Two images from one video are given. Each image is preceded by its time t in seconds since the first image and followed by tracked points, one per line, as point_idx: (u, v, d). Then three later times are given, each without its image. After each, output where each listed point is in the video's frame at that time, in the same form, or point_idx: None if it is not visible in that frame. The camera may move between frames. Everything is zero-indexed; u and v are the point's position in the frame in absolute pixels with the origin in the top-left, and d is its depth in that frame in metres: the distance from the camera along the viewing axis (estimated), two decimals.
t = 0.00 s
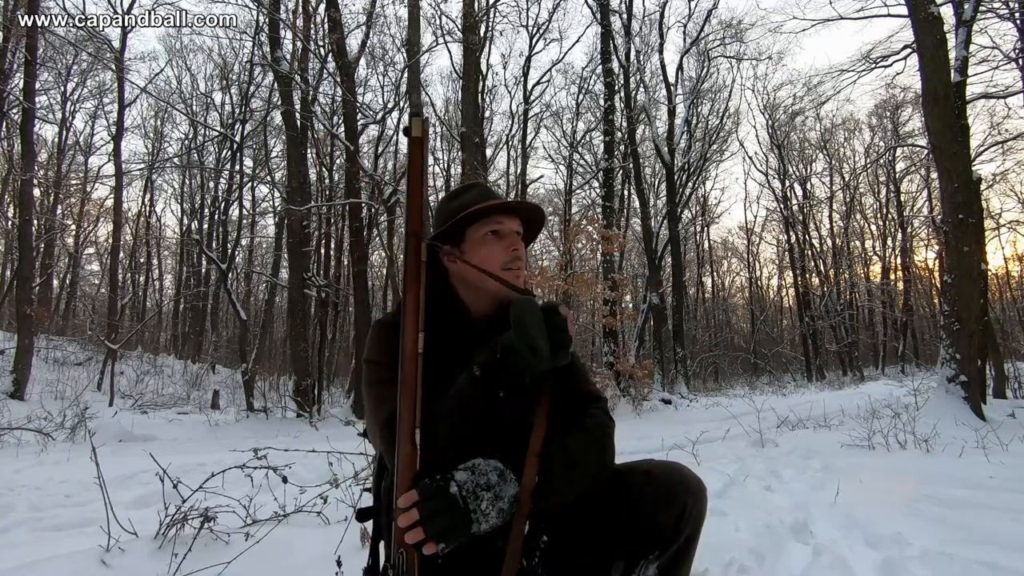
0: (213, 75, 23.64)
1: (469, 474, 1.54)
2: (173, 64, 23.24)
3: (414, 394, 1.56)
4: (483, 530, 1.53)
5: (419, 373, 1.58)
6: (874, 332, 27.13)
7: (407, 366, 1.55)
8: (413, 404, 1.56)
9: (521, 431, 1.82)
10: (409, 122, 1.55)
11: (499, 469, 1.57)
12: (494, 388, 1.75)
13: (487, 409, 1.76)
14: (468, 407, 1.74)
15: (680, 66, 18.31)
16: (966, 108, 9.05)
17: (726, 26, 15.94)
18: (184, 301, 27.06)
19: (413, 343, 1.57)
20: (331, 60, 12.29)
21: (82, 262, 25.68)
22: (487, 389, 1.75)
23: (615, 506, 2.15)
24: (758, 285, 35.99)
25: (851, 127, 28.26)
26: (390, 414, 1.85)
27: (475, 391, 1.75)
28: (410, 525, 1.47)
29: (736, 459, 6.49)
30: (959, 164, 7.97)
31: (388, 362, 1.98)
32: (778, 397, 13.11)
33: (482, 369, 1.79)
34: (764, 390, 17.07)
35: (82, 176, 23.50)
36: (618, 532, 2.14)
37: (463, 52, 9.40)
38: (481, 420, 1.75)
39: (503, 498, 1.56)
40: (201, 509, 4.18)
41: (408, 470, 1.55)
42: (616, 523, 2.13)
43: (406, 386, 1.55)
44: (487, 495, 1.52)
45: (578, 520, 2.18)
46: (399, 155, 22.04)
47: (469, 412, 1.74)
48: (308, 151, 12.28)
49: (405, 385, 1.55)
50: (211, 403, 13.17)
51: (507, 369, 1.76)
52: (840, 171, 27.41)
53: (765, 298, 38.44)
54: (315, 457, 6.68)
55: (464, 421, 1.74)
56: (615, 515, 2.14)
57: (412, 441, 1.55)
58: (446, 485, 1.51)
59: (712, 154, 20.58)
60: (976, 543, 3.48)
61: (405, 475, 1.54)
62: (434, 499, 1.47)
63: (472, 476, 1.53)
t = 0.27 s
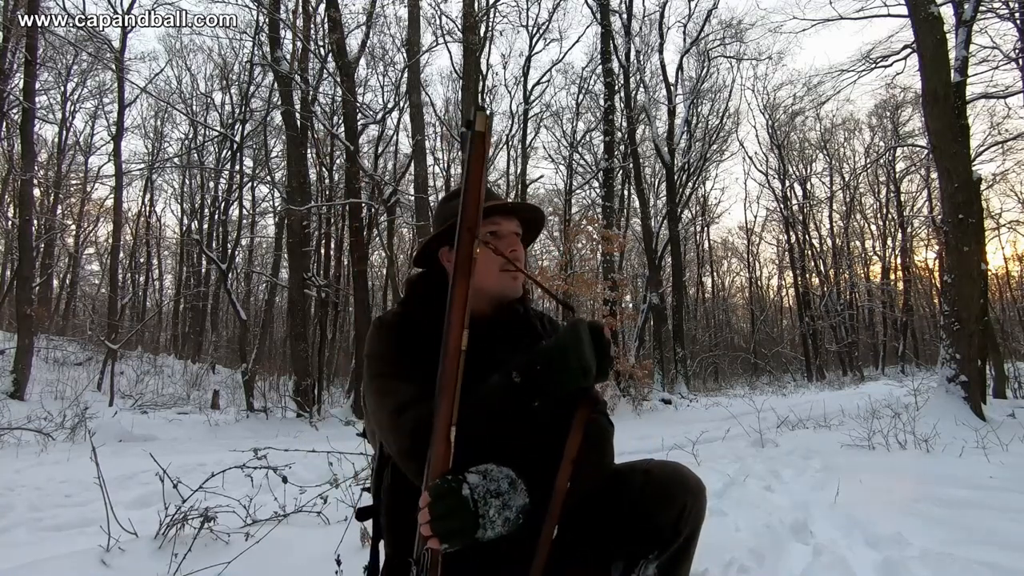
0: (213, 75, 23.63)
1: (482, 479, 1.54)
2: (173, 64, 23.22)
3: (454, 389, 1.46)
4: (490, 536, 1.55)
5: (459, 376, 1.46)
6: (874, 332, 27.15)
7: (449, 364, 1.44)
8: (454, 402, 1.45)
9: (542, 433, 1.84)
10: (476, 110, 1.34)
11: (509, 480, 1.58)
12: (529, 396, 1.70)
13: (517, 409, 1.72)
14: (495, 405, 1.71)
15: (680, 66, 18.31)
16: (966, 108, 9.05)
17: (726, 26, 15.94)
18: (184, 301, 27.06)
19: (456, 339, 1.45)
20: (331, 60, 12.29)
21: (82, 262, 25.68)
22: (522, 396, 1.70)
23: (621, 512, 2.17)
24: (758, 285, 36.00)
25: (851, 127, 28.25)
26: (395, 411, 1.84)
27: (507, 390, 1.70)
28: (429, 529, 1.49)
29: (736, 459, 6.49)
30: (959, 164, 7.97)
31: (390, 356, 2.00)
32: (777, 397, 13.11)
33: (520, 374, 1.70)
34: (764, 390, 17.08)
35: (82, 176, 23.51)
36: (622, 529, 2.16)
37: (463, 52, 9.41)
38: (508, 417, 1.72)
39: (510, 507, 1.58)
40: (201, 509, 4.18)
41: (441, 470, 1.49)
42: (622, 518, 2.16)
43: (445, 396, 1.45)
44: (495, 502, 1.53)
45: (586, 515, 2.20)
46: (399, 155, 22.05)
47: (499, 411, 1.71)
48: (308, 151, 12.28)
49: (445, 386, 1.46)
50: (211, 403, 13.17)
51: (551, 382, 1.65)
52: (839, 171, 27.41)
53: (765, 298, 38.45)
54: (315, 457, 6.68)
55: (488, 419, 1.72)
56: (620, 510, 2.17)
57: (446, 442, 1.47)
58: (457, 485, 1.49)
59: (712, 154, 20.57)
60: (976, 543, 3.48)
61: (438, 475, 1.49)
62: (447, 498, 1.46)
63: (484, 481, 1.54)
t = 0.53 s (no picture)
0: (213, 76, 23.61)
1: (505, 482, 1.56)
2: (173, 64, 23.20)
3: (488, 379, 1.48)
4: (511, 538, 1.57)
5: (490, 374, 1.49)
6: (874, 332, 27.14)
7: (483, 355, 1.46)
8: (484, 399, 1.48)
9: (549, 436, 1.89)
10: (524, 106, 1.37)
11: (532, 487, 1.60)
12: (540, 412, 1.72)
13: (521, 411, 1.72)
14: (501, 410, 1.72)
15: (680, 66, 18.29)
16: (966, 108, 9.06)
17: (726, 26, 15.93)
18: (184, 301, 27.06)
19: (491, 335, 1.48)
20: (331, 60, 12.29)
21: (82, 262, 25.68)
22: (532, 413, 1.72)
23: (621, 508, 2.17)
24: (758, 285, 36.00)
25: (851, 127, 28.24)
26: (393, 410, 1.86)
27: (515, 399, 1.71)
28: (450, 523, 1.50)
29: (736, 459, 6.49)
30: (959, 164, 7.97)
31: (389, 355, 2.00)
32: (778, 397, 13.11)
33: (533, 390, 1.71)
34: (764, 390, 17.08)
35: (82, 176, 23.51)
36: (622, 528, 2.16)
37: (463, 52, 9.41)
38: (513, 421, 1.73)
39: (528, 514, 1.58)
40: (201, 509, 4.18)
41: (466, 468, 1.52)
42: (624, 518, 2.14)
43: (475, 395, 1.48)
44: (514, 507, 1.54)
45: (596, 516, 2.19)
46: (400, 155, 22.04)
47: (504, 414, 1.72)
48: (308, 151, 12.28)
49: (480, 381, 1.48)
50: (211, 403, 13.17)
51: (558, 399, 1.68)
52: (839, 171, 27.40)
53: (765, 298, 38.45)
54: (315, 457, 6.68)
55: (498, 419, 1.74)
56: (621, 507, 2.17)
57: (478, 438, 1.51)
58: (485, 485, 1.51)
59: (712, 154, 20.57)
60: (976, 543, 3.48)
61: (462, 471, 1.52)
62: (475, 495, 1.48)
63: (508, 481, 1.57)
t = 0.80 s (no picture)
0: (213, 76, 23.59)
1: (544, 466, 1.67)
2: (173, 64, 23.19)
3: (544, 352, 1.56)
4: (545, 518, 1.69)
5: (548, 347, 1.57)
6: (874, 332, 27.11)
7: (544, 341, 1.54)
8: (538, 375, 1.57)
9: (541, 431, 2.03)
10: (613, 80, 1.37)
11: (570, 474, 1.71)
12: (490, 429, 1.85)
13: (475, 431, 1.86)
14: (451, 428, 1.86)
15: (680, 66, 18.27)
16: (966, 108, 9.06)
17: (726, 26, 15.93)
18: (184, 301, 27.05)
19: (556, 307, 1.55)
20: (331, 60, 12.29)
21: (83, 262, 25.69)
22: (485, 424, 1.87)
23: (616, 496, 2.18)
24: (758, 285, 35.99)
25: (851, 127, 28.24)
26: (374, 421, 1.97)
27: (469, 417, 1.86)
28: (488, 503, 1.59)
29: (736, 459, 6.49)
30: (959, 164, 7.97)
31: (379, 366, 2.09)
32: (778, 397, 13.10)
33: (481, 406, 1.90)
34: (764, 390, 17.08)
35: (82, 176, 23.52)
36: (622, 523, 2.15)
37: (463, 52, 9.41)
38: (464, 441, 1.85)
39: (560, 501, 1.69)
40: (201, 509, 4.18)
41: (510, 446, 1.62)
42: (623, 517, 2.16)
43: (533, 369, 1.57)
44: (549, 491, 1.64)
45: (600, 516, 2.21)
46: (400, 155, 22.03)
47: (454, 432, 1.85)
48: (308, 151, 12.28)
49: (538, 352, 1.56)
50: (211, 403, 13.16)
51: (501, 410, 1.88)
52: (840, 171, 27.40)
53: (765, 298, 38.44)
54: (315, 457, 6.67)
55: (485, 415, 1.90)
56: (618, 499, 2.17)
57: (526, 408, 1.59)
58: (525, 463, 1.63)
59: (712, 154, 20.58)
60: (975, 543, 3.48)
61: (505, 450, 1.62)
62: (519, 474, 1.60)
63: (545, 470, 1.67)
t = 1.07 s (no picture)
0: (213, 76, 23.59)
1: (604, 401, 1.71)
2: (173, 64, 23.18)
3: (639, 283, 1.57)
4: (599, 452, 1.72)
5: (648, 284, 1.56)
6: (874, 332, 27.11)
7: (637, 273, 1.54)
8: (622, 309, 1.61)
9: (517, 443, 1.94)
10: (785, 8, 1.30)
11: (625, 415, 1.72)
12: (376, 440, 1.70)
13: (373, 448, 1.75)
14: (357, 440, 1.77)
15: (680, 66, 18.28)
16: (966, 108, 9.07)
17: (726, 26, 15.93)
18: (184, 301, 27.05)
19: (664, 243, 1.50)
20: (331, 60, 12.29)
21: (83, 262, 25.69)
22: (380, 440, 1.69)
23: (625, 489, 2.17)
24: (758, 285, 36.00)
25: (851, 127, 28.24)
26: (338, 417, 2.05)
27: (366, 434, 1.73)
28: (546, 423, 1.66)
29: (736, 459, 6.49)
30: (959, 164, 7.97)
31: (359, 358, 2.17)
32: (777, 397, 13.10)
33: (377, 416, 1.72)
34: (764, 389, 17.09)
35: (82, 176, 23.52)
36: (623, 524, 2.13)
37: (463, 52, 9.41)
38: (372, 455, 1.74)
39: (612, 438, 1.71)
40: (201, 509, 4.18)
41: (576, 369, 1.72)
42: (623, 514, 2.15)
43: (618, 300, 1.60)
44: (603, 426, 1.67)
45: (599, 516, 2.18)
46: (400, 154, 22.03)
47: (360, 443, 1.76)
48: (308, 151, 12.28)
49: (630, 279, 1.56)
50: (211, 403, 13.16)
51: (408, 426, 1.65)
52: (839, 171, 27.40)
53: (765, 298, 38.46)
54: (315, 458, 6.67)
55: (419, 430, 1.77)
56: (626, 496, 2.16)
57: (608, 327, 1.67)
58: (586, 391, 1.63)
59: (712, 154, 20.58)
60: (975, 543, 3.48)
61: (570, 371, 1.72)
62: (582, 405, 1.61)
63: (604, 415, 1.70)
